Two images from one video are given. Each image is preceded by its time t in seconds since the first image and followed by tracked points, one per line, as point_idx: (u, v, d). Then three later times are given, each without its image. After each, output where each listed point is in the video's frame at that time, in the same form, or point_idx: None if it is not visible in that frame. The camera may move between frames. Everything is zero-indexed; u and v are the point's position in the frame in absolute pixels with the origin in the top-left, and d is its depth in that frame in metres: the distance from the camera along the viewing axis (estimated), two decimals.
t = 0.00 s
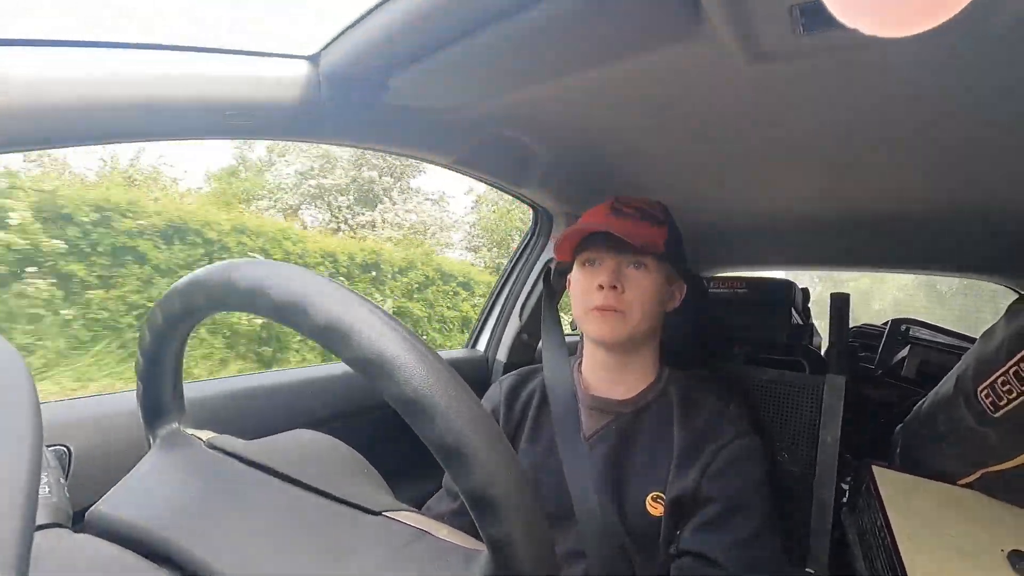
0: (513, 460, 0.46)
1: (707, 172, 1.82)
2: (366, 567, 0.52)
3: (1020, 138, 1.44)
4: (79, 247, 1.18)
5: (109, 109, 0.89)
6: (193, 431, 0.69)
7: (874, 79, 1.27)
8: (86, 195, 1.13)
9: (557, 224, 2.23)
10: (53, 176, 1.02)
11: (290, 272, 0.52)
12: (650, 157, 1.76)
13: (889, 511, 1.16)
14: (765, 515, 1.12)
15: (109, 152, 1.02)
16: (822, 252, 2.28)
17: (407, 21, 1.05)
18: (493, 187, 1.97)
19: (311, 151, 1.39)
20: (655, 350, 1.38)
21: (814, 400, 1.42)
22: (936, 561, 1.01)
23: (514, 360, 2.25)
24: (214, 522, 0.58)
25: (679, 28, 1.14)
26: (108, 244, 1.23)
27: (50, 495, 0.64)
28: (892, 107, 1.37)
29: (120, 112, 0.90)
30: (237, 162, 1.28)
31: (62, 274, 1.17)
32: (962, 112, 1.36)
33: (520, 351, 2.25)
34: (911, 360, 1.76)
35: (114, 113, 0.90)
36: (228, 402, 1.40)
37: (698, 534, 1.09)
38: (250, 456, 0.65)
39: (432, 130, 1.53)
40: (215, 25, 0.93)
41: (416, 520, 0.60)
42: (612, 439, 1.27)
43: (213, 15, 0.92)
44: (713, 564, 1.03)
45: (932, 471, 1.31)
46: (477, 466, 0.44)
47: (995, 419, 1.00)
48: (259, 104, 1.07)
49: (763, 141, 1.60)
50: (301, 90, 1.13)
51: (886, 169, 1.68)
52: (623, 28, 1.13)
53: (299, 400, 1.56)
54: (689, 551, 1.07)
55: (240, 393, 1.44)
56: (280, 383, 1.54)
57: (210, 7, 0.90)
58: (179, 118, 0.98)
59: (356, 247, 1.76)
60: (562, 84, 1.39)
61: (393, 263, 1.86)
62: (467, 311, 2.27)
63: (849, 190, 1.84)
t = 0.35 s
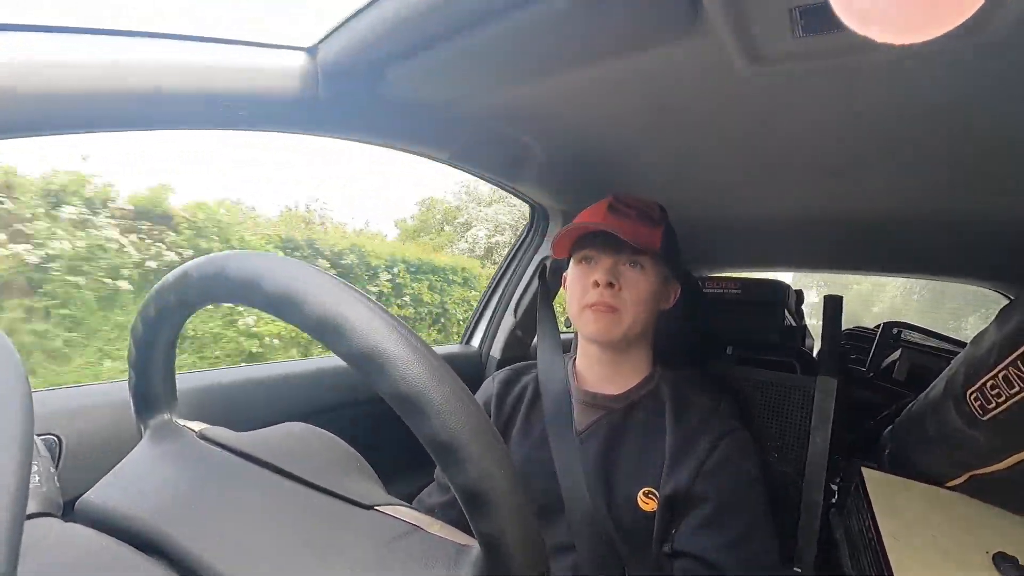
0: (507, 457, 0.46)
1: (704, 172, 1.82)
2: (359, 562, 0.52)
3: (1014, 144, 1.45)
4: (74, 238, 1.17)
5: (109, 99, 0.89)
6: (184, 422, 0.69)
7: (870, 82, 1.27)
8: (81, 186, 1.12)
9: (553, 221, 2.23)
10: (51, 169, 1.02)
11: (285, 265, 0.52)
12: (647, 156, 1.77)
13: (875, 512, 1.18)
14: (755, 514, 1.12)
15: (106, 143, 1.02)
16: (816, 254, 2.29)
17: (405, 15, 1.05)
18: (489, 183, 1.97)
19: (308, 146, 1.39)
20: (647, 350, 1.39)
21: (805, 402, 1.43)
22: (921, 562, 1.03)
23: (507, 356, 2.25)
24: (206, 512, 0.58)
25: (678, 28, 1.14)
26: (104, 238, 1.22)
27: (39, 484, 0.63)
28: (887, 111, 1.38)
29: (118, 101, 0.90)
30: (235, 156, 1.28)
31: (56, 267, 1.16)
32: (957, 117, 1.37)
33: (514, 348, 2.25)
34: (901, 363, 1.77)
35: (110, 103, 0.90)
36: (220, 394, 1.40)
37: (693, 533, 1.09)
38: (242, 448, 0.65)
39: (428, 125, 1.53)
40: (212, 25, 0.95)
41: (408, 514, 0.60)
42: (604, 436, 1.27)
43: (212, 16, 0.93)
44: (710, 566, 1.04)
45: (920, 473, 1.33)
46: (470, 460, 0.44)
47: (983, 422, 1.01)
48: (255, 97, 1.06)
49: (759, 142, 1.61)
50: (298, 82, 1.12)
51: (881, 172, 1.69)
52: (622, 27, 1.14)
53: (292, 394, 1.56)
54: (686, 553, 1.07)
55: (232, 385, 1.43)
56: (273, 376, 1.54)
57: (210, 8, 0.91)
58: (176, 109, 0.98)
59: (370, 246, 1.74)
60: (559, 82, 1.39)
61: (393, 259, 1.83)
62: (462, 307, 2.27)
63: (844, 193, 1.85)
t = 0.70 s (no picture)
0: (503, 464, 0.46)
1: (696, 177, 1.83)
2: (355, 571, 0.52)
3: (1001, 147, 1.47)
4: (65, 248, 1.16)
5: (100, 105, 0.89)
6: (178, 435, 0.68)
7: (859, 87, 1.29)
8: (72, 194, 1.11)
9: (547, 227, 2.24)
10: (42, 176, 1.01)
11: (278, 272, 0.52)
12: (640, 161, 1.78)
13: (871, 513, 1.18)
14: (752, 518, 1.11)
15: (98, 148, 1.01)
16: (808, 257, 2.31)
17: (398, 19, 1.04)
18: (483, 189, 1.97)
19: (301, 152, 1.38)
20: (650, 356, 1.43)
21: (799, 405, 1.44)
22: (917, 562, 1.03)
23: (502, 362, 2.25)
24: (199, 523, 0.58)
25: (669, 33, 1.14)
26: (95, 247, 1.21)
27: (29, 498, 0.62)
28: (876, 115, 1.39)
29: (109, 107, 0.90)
30: (228, 164, 1.27)
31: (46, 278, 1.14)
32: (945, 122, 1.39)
33: (509, 354, 2.25)
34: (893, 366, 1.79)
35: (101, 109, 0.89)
36: (214, 402, 1.38)
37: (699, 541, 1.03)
38: (237, 459, 0.64)
39: (421, 133, 1.53)
40: (211, 29, 0.95)
41: (403, 522, 0.59)
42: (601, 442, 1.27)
43: (210, 18, 0.94)
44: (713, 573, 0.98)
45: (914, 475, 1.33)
46: (465, 466, 0.43)
47: (976, 422, 1.02)
48: (248, 102, 1.06)
49: (750, 148, 1.62)
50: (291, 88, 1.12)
51: (871, 176, 1.71)
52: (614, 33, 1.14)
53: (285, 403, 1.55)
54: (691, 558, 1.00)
55: (226, 393, 1.42)
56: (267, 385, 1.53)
57: (209, 7, 0.91)
58: (166, 114, 0.97)
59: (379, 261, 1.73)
60: (553, 88, 1.40)
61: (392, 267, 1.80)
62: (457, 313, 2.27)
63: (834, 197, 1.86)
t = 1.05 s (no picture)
0: (495, 470, 0.45)
1: (685, 185, 1.84)
2: None
3: (983, 146, 1.48)
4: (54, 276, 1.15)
5: (90, 132, 0.88)
6: (169, 462, 0.67)
7: (841, 91, 1.30)
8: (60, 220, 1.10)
9: (539, 239, 2.25)
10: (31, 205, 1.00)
11: (263, 290, 0.51)
12: (629, 172, 1.79)
13: (871, 513, 1.18)
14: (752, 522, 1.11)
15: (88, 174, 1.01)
16: (798, 261, 2.32)
17: (385, 37, 1.05)
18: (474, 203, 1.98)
19: (291, 173, 1.38)
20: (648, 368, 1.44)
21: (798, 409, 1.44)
22: (921, 563, 1.02)
23: (498, 375, 2.24)
24: (193, 549, 0.57)
25: (654, 43, 1.15)
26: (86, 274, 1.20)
27: (17, 532, 0.61)
28: (860, 119, 1.41)
29: (99, 133, 0.89)
30: (217, 184, 1.27)
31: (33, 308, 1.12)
32: (927, 123, 1.40)
33: (505, 367, 2.25)
34: (888, 368, 1.79)
35: (91, 136, 0.89)
36: (210, 425, 1.37)
37: (694, 547, 1.04)
38: (229, 483, 0.63)
39: (409, 149, 1.53)
40: (212, 27, 0.91)
41: (400, 537, 0.58)
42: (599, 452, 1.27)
43: (210, 17, 0.91)
44: None
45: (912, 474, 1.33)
46: (458, 477, 0.43)
47: (972, 421, 1.02)
48: (237, 121, 1.05)
49: (738, 154, 1.63)
50: (277, 107, 1.11)
51: (858, 179, 1.72)
52: (599, 45, 1.15)
53: (280, 424, 1.53)
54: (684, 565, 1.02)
55: (222, 416, 1.41)
56: (261, 407, 1.51)
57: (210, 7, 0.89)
58: (153, 136, 0.96)
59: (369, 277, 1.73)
60: (540, 101, 1.40)
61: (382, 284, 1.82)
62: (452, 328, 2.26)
63: (822, 201, 1.88)
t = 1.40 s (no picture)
0: (496, 459, 0.46)
1: (681, 173, 1.84)
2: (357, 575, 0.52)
3: (978, 131, 1.49)
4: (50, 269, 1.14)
5: (86, 126, 0.88)
6: (171, 454, 0.68)
7: (837, 77, 1.30)
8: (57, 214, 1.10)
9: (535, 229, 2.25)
10: (27, 198, 0.99)
11: (261, 283, 0.51)
12: (625, 160, 1.79)
13: (867, 499, 1.19)
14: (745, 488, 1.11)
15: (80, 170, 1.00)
16: (794, 247, 2.33)
17: (378, 28, 1.05)
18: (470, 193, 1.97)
19: (286, 167, 1.38)
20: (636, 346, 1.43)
21: (794, 395, 1.45)
22: (915, 544, 1.04)
23: (497, 365, 2.25)
24: (198, 537, 0.57)
25: (649, 32, 1.15)
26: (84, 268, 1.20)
27: (22, 523, 0.61)
28: (855, 104, 1.41)
29: (95, 128, 0.89)
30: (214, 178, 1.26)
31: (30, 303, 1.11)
32: (923, 109, 1.40)
33: (504, 357, 2.25)
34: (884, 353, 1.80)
35: (87, 130, 0.88)
36: (211, 417, 1.37)
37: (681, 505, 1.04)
38: (233, 475, 0.64)
39: (404, 140, 1.53)
40: (211, 28, 0.94)
41: (402, 525, 0.59)
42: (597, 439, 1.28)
43: (210, 17, 0.93)
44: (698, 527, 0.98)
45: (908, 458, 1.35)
46: (459, 465, 0.43)
47: (967, 403, 1.03)
48: (232, 114, 1.05)
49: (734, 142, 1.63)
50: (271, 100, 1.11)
51: (854, 165, 1.72)
52: (594, 34, 1.15)
53: (281, 415, 1.53)
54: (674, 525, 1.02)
55: (222, 408, 1.41)
56: (262, 398, 1.52)
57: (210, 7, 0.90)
58: (147, 129, 0.95)
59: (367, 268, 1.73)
60: (536, 90, 1.40)
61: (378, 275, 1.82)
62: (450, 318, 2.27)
63: (817, 187, 1.88)
